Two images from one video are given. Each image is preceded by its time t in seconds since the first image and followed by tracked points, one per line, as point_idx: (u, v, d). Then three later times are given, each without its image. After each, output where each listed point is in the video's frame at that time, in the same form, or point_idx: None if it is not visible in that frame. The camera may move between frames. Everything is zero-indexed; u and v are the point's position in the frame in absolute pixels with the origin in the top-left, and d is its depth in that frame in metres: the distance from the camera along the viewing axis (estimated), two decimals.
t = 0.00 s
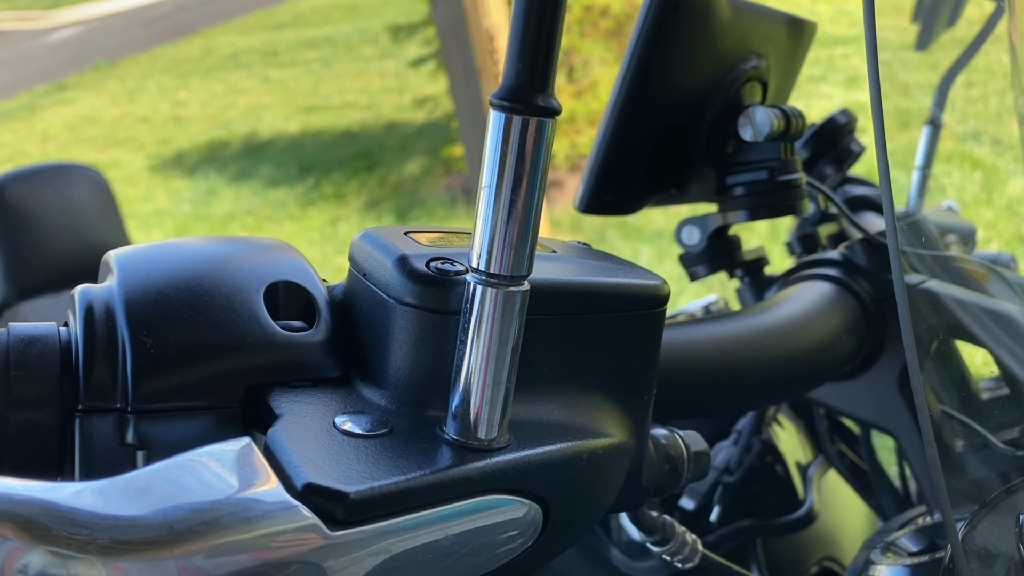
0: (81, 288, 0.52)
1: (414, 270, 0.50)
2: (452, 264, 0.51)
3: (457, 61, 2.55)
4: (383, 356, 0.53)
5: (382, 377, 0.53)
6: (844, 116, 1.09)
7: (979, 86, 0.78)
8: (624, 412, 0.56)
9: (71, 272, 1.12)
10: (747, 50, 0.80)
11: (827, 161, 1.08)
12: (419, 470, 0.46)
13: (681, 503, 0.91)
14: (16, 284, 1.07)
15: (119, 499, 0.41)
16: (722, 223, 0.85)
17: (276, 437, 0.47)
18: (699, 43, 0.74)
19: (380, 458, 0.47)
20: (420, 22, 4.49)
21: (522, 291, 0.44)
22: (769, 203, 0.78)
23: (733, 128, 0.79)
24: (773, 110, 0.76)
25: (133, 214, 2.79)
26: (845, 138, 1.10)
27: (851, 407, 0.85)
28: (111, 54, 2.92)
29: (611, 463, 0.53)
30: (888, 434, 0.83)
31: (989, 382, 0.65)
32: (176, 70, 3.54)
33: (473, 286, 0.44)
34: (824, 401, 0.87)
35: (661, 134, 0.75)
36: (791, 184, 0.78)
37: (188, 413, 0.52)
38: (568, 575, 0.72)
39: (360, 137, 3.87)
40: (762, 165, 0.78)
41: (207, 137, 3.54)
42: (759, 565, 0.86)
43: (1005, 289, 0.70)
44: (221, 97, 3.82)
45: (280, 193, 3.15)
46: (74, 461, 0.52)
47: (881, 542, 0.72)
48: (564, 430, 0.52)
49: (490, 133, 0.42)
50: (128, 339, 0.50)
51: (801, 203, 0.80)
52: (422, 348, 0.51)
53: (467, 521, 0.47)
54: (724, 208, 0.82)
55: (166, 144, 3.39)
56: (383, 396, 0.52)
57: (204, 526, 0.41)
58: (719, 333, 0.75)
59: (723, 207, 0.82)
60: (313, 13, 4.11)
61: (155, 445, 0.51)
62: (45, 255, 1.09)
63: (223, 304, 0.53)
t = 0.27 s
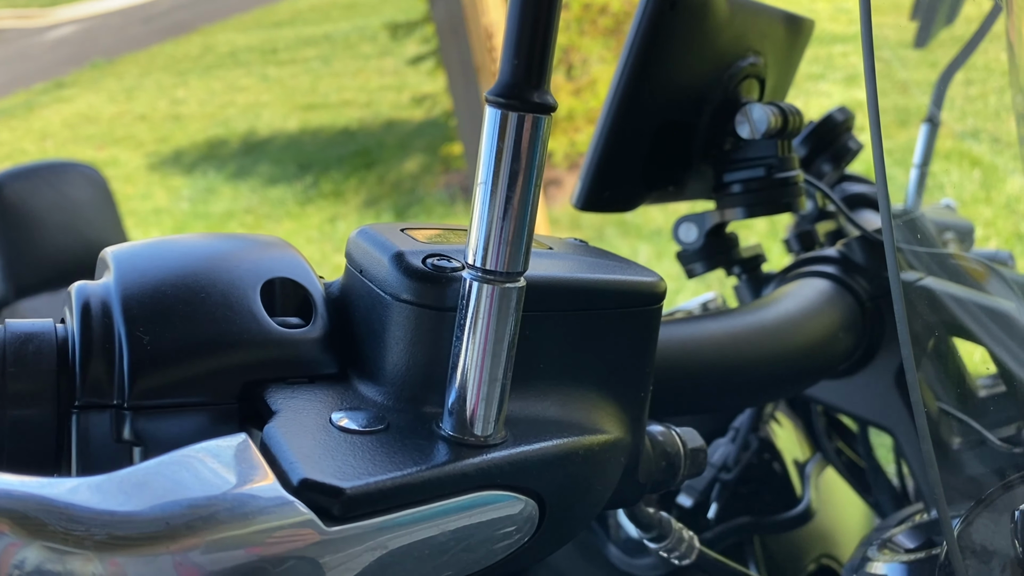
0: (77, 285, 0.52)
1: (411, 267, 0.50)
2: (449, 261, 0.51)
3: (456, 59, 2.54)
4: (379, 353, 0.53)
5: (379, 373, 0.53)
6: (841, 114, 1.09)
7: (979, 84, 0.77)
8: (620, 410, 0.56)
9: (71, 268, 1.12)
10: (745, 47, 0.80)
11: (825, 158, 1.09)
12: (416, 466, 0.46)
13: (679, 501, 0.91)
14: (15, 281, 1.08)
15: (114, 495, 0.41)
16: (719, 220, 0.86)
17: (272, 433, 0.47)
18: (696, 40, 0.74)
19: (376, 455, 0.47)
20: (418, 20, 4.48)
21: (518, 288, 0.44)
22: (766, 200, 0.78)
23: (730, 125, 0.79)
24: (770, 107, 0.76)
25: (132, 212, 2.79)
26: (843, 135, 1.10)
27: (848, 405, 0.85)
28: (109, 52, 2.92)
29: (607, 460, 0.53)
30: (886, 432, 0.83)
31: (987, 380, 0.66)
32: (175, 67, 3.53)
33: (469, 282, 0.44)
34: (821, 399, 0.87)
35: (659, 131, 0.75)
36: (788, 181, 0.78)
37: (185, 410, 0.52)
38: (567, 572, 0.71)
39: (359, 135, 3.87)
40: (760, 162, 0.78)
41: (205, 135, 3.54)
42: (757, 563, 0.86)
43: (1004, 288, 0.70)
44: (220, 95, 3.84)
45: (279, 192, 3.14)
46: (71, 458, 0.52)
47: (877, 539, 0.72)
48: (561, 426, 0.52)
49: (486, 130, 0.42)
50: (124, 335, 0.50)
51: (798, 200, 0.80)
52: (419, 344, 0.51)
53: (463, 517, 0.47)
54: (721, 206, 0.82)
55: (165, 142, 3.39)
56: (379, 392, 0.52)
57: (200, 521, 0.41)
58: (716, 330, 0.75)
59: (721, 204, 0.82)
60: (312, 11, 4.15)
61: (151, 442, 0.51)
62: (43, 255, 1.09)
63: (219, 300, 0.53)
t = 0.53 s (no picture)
0: (76, 282, 0.53)
1: (409, 263, 0.50)
2: (447, 258, 0.51)
3: (455, 57, 2.54)
4: (378, 350, 0.53)
5: (377, 369, 0.53)
6: (840, 112, 1.09)
7: (978, 83, 0.77)
8: (618, 406, 0.56)
9: (72, 265, 1.11)
10: (743, 45, 0.80)
11: (823, 157, 1.09)
12: (414, 462, 0.46)
13: (678, 499, 0.90)
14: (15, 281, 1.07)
15: (112, 490, 0.41)
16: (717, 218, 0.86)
17: (271, 428, 0.47)
18: (694, 38, 0.74)
19: (375, 450, 0.47)
20: (416, 19, 4.48)
21: (515, 284, 0.44)
22: (765, 198, 0.78)
23: (729, 123, 0.79)
24: (768, 105, 0.76)
25: (132, 211, 2.80)
26: (842, 134, 1.10)
27: (846, 403, 0.85)
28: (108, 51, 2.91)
29: (605, 456, 0.54)
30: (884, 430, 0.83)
31: (985, 378, 0.65)
32: (174, 66, 3.53)
33: (467, 278, 0.44)
34: (819, 397, 0.87)
35: (657, 128, 0.76)
36: (786, 180, 0.79)
37: (183, 406, 0.52)
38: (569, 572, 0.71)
39: (358, 134, 3.86)
40: (757, 160, 0.78)
41: (204, 134, 3.53)
42: (755, 562, 0.87)
43: (1003, 287, 0.70)
44: (218, 94, 3.76)
45: (278, 191, 3.14)
46: (70, 455, 0.52)
47: (874, 537, 0.72)
48: (559, 422, 0.52)
49: (485, 126, 0.42)
50: (123, 332, 0.50)
51: (797, 198, 0.80)
52: (416, 341, 0.51)
53: (461, 513, 0.47)
54: (719, 204, 0.82)
55: (164, 141, 3.38)
56: (378, 389, 0.52)
57: (198, 517, 0.41)
58: (714, 328, 0.75)
59: (719, 201, 0.82)
60: (312, 10, 4.08)
61: (150, 438, 0.51)
62: (44, 252, 1.08)
63: (217, 297, 0.54)
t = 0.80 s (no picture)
0: (85, 275, 0.53)
1: (413, 257, 0.51)
2: (451, 252, 0.52)
3: (455, 57, 2.55)
4: (382, 343, 0.53)
5: (382, 362, 0.53)
6: (839, 111, 1.10)
7: (976, 83, 0.78)
8: (619, 399, 0.57)
9: (72, 266, 1.13)
10: (742, 44, 0.81)
11: (822, 156, 1.09)
12: (418, 450, 0.47)
13: (676, 494, 0.90)
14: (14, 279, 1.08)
15: (125, 477, 0.42)
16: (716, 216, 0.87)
17: (278, 418, 0.48)
18: (694, 36, 0.75)
19: (380, 439, 0.47)
20: (416, 19, 4.48)
21: (518, 277, 0.45)
22: (763, 196, 0.79)
23: (728, 121, 0.80)
24: (766, 103, 0.77)
25: (130, 210, 2.80)
26: (839, 133, 1.11)
27: (844, 399, 0.86)
28: (106, 50, 2.89)
29: (605, 447, 0.54)
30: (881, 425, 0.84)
31: (982, 375, 0.66)
32: (173, 65, 3.53)
33: (470, 272, 0.45)
34: (817, 393, 0.88)
35: (656, 126, 0.76)
36: (784, 177, 0.79)
37: (191, 397, 0.53)
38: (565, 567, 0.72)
39: (358, 134, 3.87)
40: (755, 158, 0.79)
41: (204, 133, 3.52)
42: (755, 556, 0.87)
43: (1000, 287, 0.71)
44: (217, 94, 3.75)
45: (278, 190, 3.15)
46: (80, 444, 0.53)
47: (871, 530, 0.73)
48: (560, 414, 0.53)
49: (487, 123, 0.43)
50: (132, 324, 0.51)
51: (794, 196, 0.81)
52: (421, 334, 0.52)
53: (464, 501, 0.48)
54: (718, 201, 0.82)
55: (163, 141, 3.37)
56: (382, 380, 0.53)
57: (209, 502, 0.42)
58: (713, 324, 0.76)
59: (718, 199, 0.82)
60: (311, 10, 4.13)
61: (159, 428, 0.52)
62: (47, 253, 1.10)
63: (226, 291, 0.54)
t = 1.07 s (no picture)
0: (109, 282, 0.55)
1: (427, 265, 0.53)
2: (463, 260, 0.54)
3: (456, 60, 2.56)
4: (396, 347, 0.55)
5: (396, 365, 0.55)
6: (837, 117, 1.11)
7: (976, 86, 0.77)
8: (625, 402, 0.58)
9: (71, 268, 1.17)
10: (743, 53, 0.83)
11: (821, 161, 1.11)
12: (433, 452, 0.48)
13: (678, 495, 0.92)
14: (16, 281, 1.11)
15: (156, 477, 0.44)
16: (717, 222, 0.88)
17: (298, 420, 0.50)
18: (697, 47, 0.76)
19: (396, 441, 0.49)
20: (417, 20, 4.49)
21: (529, 285, 0.47)
22: (764, 202, 0.81)
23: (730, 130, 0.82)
24: (768, 112, 0.78)
25: (131, 211, 2.83)
26: (839, 139, 1.12)
27: (844, 402, 0.88)
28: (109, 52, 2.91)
29: (612, 448, 0.56)
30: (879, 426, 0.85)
31: (978, 379, 0.68)
32: (174, 67, 3.54)
33: (483, 280, 0.47)
34: (817, 395, 0.89)
35: (660, 134, 0.78)
36: (785, 184, 0.81)
37: (211, 400, 0.54)
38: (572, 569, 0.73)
39: (358, 136, 3.87)
40: (757, 166, 0.81)
41: (204, 135, 3.52)
42: (753, 555, 0.90)
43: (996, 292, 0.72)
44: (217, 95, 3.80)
45: (278, 192, 3.16)
46: (105, 443, 0.54)
47: (869, 530, 0.75)
48: (568, 417, 0.55)
49: (501, 138, 0.44)
50: (155, 330, 0.53)
51: (795, 202, 0.82)
52: (433, 339, 0.53)
53: (478, 500, 0.49)
54: (720, 207, 0.84)
55: (164, 142, 3.38)
56: (396, 384, 0.55)
57: (235, 502, 0.44)
58: (715, 328, 0.77)
59: (720, 205, 0.84)
60: (312, 12, 4.17)
61: (182, 430, 0.53)
62: (46, 253, 1.14)
63: (244, 296, 0.56)
